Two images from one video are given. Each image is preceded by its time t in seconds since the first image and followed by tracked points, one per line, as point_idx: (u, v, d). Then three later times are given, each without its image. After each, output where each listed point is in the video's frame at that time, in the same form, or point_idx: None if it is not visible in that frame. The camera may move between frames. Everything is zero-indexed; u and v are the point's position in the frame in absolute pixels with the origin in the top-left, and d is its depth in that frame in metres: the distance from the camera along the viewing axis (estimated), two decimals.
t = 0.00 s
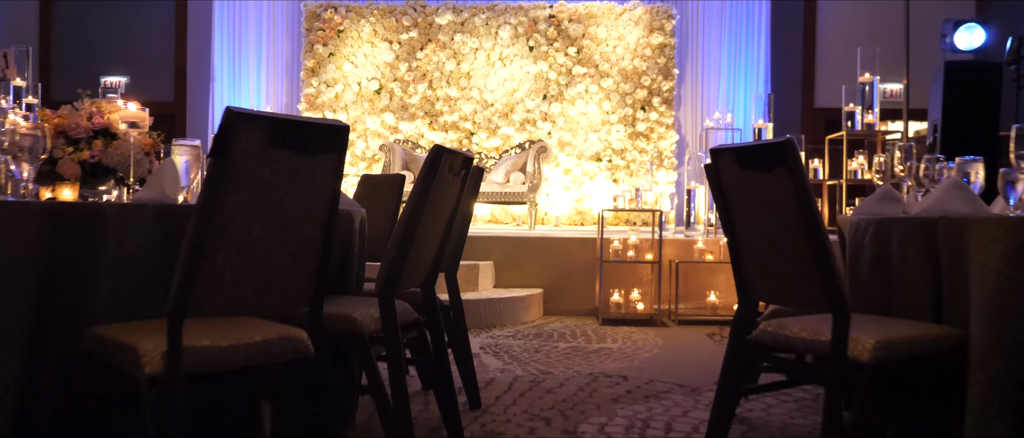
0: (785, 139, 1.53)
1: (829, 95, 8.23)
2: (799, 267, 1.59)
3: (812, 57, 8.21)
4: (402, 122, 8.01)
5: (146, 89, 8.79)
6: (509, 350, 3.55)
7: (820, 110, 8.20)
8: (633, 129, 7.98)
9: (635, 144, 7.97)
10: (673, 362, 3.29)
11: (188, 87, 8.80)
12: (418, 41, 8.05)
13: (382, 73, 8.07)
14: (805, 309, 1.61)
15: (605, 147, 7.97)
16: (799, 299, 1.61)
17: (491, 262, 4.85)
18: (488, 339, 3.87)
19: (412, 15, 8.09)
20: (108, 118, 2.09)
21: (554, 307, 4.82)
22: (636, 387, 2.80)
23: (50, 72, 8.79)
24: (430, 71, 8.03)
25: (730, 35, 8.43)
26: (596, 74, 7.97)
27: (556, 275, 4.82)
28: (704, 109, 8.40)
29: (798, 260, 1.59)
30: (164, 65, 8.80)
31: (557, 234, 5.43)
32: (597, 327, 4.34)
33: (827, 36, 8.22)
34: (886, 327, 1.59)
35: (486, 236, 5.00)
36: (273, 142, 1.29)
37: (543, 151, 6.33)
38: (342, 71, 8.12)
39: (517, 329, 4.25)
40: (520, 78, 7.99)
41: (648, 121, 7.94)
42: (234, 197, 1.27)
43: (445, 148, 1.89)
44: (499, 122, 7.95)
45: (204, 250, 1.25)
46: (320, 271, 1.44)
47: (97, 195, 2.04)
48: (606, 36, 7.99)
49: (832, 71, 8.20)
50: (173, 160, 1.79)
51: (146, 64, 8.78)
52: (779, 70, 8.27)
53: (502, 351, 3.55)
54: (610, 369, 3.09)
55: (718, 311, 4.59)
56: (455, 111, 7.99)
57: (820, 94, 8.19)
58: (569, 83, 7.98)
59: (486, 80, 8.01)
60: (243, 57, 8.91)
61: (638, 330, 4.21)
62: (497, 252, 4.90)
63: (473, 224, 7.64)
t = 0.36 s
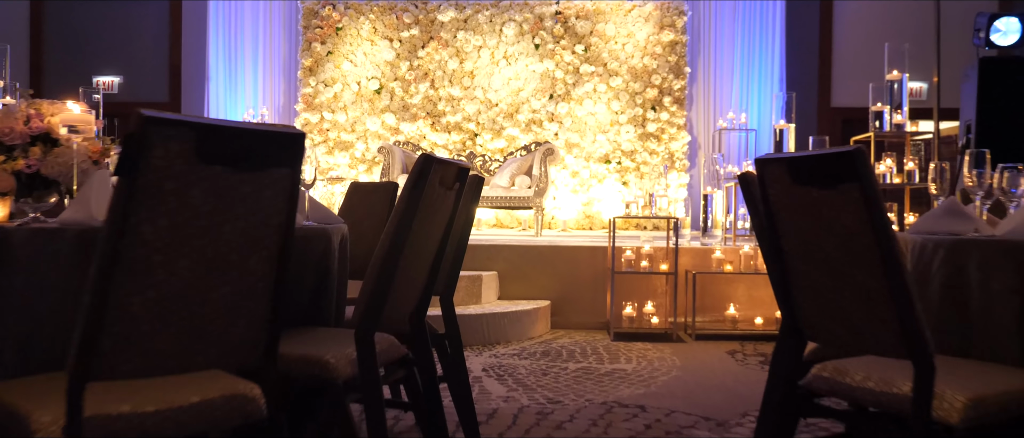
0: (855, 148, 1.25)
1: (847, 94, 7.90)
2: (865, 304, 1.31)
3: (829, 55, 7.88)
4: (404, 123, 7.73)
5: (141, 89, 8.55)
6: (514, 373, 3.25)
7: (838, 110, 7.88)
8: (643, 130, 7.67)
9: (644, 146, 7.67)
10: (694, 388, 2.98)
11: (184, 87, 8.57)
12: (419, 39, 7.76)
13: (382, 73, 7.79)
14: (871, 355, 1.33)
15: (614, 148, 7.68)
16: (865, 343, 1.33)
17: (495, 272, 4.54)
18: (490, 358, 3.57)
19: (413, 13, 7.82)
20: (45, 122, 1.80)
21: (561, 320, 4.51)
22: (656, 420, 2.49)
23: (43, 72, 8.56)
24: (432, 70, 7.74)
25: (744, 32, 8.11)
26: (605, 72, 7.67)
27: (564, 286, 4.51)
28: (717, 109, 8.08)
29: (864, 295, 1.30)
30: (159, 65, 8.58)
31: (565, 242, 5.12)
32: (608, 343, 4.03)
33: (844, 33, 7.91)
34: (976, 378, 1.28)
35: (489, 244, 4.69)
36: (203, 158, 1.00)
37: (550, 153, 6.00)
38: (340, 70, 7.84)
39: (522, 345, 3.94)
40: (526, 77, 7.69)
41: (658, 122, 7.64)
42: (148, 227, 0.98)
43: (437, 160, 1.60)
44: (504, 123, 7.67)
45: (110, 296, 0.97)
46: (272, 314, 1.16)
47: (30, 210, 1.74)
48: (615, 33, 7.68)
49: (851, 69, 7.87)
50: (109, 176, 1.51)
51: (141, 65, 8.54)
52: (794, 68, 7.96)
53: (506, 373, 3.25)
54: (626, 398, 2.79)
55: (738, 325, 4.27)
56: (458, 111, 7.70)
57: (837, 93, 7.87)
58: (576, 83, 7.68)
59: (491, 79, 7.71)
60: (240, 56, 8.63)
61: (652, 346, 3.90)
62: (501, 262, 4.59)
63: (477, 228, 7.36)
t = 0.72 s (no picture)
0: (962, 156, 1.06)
1: (867, 92, 7.58)
2: (959, 348, 1.14)
3: (848, 52, 7.58)
4: (406, 123, 7.46)
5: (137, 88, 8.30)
6: (520, 397, 2.97)
7: (858, 108, 7.56)
8: (655, 130, 7.39)
9: (655, 147, 7.39)
10: (720, 415, 2.69)
11: (180, 87, 8.35)
12: (422, 36, 7.48)
13: (384, 71, 7.52)
14: (968, 412, 1.16)
15: (624, 149, 7.40)
16: (960, 395, 1.16)
17: (500, 282, 4.25)
18: (494, 379, 3.29)
19: (415, 9, 7.52)
20: None
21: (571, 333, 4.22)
22: None
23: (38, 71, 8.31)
24: (436, 68, 7.47)
25: (758, 28, 7.80)
26: (615, 70, 7.38)
27: (573, 298, 4.22)
28: (731, 109, 7.78)
29: (959, 339, 1.13)
30: (154, 64, 8.33)
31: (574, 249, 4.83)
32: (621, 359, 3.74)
33: (863, 29, 7.60)
34: None
35: (494, 252, 4.41)
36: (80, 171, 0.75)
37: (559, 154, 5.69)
38: (341, 68, 7.56)
39: (528, 363, 3.65)
40: (532, 76, 7.42)
41: (670, 121, 7.34)
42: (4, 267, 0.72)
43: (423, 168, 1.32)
44: (510, 122, 7.39)
45: None
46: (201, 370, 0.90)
47: None
48: (625, 29, 7.39)
49: (871, 66, 7.56)
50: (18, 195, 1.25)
51: (137, 64, 8.28)
52: (811, 65, 7.65)
53: (511, 397, 2.97)
54: (645, 429, 2.50)
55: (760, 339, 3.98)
56: (463, 111, 7.42)
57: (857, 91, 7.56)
58: (585, 81, 7.39)
59: (496, 77, 7.44)
60: (236, 54, 8.42)
61: (669, 364, 3.60)
62: (506, 272, 4.29)
63: (483, 233, 7.10)
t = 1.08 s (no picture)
0: None
1: (890, 88, 7.25)
2: None
3: (868, 48, 7.25)
4: (408, 123, 7.16)
5: (133, 88, 8.03)
6: (526, 423, 2.68)
7: (879, 106, 7.24)
8: (667, 129, 7.08)
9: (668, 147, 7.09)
10: None
11: (177, 86, 8.07)
12: (425, 33, 7.19)
13: (385, 69, 7.22)
14: None
15: (636, 149, 7.10)
16: None
17: (504, 292, 3.95)
18: (499, 401, 2.99)
19: (419, 4, 7.22)
20: None
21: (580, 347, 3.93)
22: None
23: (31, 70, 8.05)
24: (439, 66, 7.18)
25: (776, 22, 7.48)
26: (626, 67, 7.09)
27: (583, 309, 3.92)
28: (747, 107, 7.46)
29: None
30: (150, 62, 8.04)
31: (584, 255, 4.53)
32: (636, 377, 3.43)
33: (885, 24, 7.28)
34: None
35: (498, 259, 4.11)
36: None
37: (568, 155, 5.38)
38: (341, 66, 7.26)
39: (534, 382, 3.36)
40: (540, 73, 7.12)
41: (683, 120, 7.04)
42: None
43: (397, 175, 1.01)
44: (517, 122, 7.09)
45: None
46: None
47: None
48: (636, 25, 7.09)
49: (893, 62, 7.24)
50: None
51: (134, 63, 8.01)
52: (831, 60, 7.33)
53: (515, 424, 2.67)
54: None
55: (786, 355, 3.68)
56: (467, 110, 7.14)
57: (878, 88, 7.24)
58: (595, 78, 7.10)
59: (502, 75, 7.14)
60: (236, 50, 8.14)
61: (688, 383, 3.30)
62: (510, 281, 3.99)
63: (488, 237, 6.84)
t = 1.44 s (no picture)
0: None
1: (915, 85, 6.88)
2: None
3: (892, 43, 6.90)
4: (410, 122, 6.84)
5: (129, 87, 7.71)
6: None
7: (905, 104, 6.88)
8: (681, 128, 6.75)
9: (682, 147, 6.76)
10: None
11: (174, 84, 7.74)
12: (427, 28, 6.86)
13: (386, 66, 6.88)
14: None
15: (647, 148, 6.78)
16: None
17: (506, 302, 3.63)
18: (498, 427, 2.67)
19: None
20: None
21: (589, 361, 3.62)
22: None
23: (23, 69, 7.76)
24: (442, 62, 6.85)
25: (796, 16, 7.13)
26: (637, 63, 6.76)
27: (592, 320, 3.60)
28: (765, 104, 7.11)
29: None
30: (146, 60, 7.71)
31: (592, 261, 4.20)
32: (651, 397, 3.12)
33: (910, 17, 6.92)
34: None
35: (499, 265, 3.79)
36: None
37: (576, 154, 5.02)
38: (340, 63, 6.91)
39: (538, 402, 3.04)
40: (547, 70, 6.81)
41: (698, 118, 6.71)
42: None
43: (301, 166, 0.69)
44: (524, 120, 6.78)
45: None
46: None
47: None
48: (648, 19, 6.78)
49: (920, 56, 6.87)
50: None
51: (128, 61, 7.68)
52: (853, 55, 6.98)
53: None
54: None
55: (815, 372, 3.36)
56: (471, 108, 6.83)
57: (903, 85, 6.88)
58: (605, 75, 6.77)
59: (507, 72, 6.83)
60: (233, 47, 7.74)
61: (709, 405, 2.97)
62: (513, 290, 3.66)
63: (494, 241, 6.54)
